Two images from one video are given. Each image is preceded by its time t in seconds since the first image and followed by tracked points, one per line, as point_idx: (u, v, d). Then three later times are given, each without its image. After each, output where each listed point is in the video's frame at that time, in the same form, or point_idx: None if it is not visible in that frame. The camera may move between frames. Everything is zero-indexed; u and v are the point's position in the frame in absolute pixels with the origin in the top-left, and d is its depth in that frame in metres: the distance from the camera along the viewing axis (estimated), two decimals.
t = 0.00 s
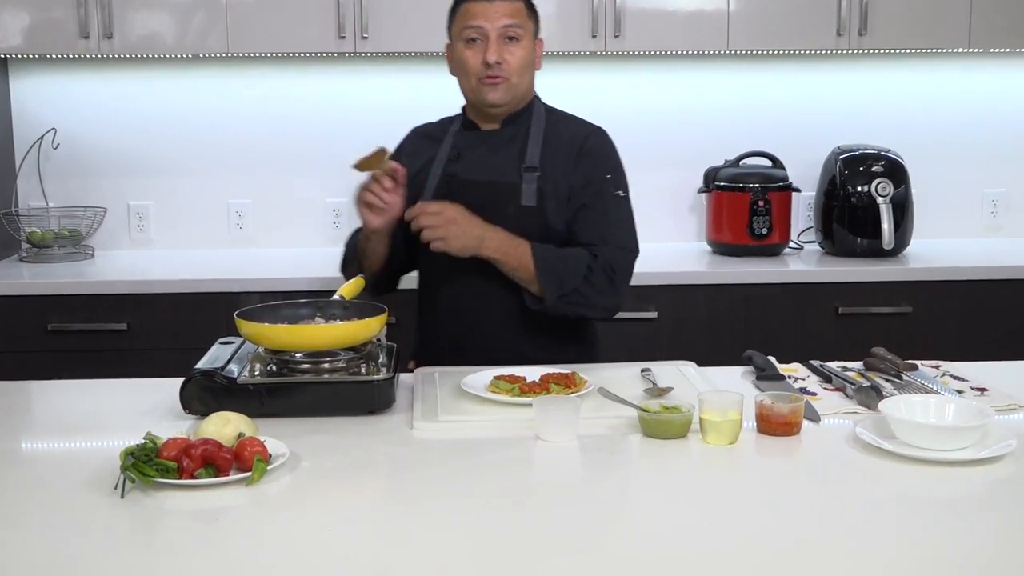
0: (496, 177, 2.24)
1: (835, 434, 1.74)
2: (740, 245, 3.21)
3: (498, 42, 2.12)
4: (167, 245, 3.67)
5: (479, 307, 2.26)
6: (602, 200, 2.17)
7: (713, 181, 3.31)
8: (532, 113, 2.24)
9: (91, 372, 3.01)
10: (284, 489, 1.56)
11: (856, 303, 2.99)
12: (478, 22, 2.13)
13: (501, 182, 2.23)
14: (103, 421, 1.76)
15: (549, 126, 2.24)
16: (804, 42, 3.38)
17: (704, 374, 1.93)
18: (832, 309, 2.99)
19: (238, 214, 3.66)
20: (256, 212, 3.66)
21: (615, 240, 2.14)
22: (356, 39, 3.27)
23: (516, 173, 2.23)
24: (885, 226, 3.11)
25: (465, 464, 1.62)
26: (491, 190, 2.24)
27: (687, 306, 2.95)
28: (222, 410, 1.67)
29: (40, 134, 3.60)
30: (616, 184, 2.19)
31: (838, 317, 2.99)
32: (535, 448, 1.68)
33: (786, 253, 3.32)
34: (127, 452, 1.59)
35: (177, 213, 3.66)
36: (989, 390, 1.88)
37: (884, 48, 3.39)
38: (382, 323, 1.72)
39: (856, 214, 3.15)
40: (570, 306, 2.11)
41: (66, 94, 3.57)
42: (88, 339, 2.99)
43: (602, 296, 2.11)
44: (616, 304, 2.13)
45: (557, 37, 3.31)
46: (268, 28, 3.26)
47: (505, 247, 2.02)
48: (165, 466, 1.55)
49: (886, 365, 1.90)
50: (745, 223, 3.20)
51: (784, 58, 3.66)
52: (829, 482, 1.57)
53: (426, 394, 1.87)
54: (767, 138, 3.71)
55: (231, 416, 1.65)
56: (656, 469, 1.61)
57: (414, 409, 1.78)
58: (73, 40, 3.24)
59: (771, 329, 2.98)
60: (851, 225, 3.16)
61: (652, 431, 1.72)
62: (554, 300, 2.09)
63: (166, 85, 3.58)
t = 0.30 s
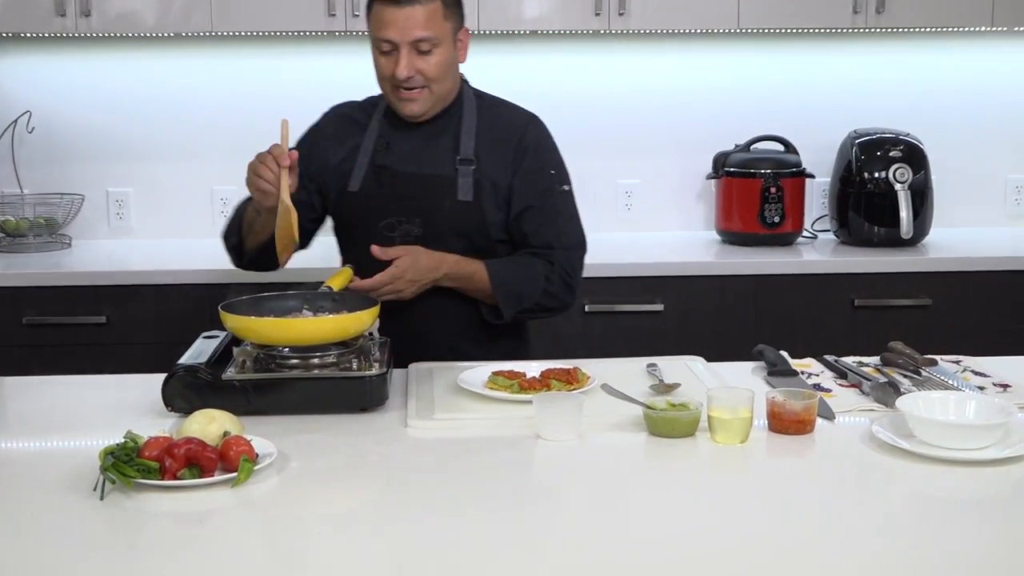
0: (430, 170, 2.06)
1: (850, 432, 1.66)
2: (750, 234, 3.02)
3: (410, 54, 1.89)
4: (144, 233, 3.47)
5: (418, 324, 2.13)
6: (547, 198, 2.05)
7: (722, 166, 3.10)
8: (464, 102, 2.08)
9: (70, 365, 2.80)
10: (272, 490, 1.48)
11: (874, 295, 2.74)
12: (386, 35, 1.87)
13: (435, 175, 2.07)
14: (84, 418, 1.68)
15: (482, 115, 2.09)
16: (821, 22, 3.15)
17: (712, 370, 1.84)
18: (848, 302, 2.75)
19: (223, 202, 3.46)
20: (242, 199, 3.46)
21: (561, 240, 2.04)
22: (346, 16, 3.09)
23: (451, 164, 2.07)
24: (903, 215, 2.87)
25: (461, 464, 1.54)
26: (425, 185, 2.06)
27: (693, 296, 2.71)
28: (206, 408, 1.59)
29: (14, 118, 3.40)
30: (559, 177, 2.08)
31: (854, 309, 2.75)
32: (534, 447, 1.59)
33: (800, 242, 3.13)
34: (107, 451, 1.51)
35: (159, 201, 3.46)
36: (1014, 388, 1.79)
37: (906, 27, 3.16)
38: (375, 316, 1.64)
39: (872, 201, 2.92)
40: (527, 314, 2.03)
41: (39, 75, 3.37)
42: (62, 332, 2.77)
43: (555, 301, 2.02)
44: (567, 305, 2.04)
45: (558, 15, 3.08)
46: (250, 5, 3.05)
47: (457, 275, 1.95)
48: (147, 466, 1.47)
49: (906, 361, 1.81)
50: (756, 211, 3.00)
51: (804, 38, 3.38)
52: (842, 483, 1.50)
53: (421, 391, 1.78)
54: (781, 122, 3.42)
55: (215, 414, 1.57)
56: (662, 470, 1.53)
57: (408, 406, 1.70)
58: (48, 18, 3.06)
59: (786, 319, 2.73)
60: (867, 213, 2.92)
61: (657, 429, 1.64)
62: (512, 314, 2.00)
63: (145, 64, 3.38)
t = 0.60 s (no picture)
0: (398, 154, 1.92)
1: (866, 431, 1.58)
2: (760, 225, 2.83)
3: (375, 35, 1.76)
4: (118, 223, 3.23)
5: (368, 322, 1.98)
6: (512, 179, 1.95)
7: (731, 153, 2.90)
8: (425, 81, 1.93)
9: (48, 361, 2.62)
10: (258, 493, 1.40)
11: (891, 288, 2.59)
12: (351, 13, 1.73)
13: (403, 159, 1.93)
14: (64, 418, 1.61)
15: (444, 93, 1.96)
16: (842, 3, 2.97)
17: (720, 366, 1.76)
18: (864, 295, 2.60)
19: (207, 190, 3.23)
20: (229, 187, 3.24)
21: (528, 221, 1.94)
22: None
23: (419, 147, 1.93)
24: (923, 203, 2.72)
25: (458, 467, 1.47)
26: (394, 170, 1.92)
27: (700, 289, 2.55)
28: (189, 406, 1.51)
29: None
30: (522, 156, 1.98)
31: (870, 302, 2.60)
32: (536, 449, 1.52)
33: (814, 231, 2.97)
34: (86, 452, 1.44)
35: (138, 189, 3.21)
36: None
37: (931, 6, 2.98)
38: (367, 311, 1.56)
39: (889, 189, 2.76)
40: (489, 301, 1.94)
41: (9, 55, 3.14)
42: (40, 327, 2.60)
43: (521, 286, 1.94)
44: (527, 289, 1.96)
45: None
46: None
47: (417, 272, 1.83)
48: (128, 468, 1.40)
49: (924, 357, 1.73)
50: (766, 199, 2.81)
51: (825, 18, 3.17)
52: (860, 485, 1.42)
53: (416, 388, 1.70)
54: (796, 108, 3.23)
55: (198, 413, 1.49)
56: (670, 472, 1.46)
57: (402, 405, 1.62)
58: None
59: (795, 316, 2.59)
60: (884, 202, 2.76)
61: (663, 429, 1.56)
62: (476, 302, 1.90)
63: (125, 43, 3.15)
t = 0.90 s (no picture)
0: (383, 134, 1.85)
1: (883, 430, 1.50)
2: (772, 212, 2.72)
3: (359, 3, 1.71)
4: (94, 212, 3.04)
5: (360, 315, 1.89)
6: (503, 158, 1.88)
7: (742, 138, 2.79)
8: (407, 58, 1.86)
9: (23, 357, 2.50)
10: (245, 496, 1.33)
11: (911, 280, 2.49)
12: None
13: (389, 139, 1.85)
14: (41, 416, 1.53)
15: (427, 71, 1.88)
16: None
17: (731, 362, 1.68)
18: (882, 287, 2.50)
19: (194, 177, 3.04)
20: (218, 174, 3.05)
21: (521, 200, 1.87)
22: None
23: (405, 126, 1.85)
24: (943, 191, 2.61)
25: (454, 468, 1.39)
26: (380, 151, 1.84)
27: (708, 283, 2.46)
28: (172, 405, 1.43)
29: None
30: (512, 134, 1.91)
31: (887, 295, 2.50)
32: (536, 449, 1.44)
33: (829, 221, 2.83)
34: (63, 452, 1.36)
35: (119, 175, 3.03)
36: None
37: None
38: (358, 304, 1.48)
39: (908, 175, 2.65)
40: (485, 289, 1.87)
41: None
42: (12, 320, 2.48)
43: (516, 269, 1.87)
44: (523, 272, 1.89)
45: None
46: None
47: (411, 258, 1.76)
48: (107, 469, 1.33)
49: (943, 352, 1.65)
50: (778, 185, 2.70)
51: None
52: (878, 487, 1.34)
53: (410, 384, 1.63)
54: (815, 92, 3.05)
55: (181, 411, 1.42)
56: (677, 474, 1.38)
57: (395, 402, 1.55)
58: None
59: (808, 311, 2.49)
60: (903, 189, 2.66)
61: (669, 428, 1.49)
62: (473, 288, 1.84)
63: (114, 28, 2.96)
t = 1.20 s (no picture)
0: (382, 121, 1.77)
1: (901, 428, 1.43)
2: (785, 200, 2.64)
3: None
4: (82, 199, 2.97)
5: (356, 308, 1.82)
6: (509, 149, 1.81)
7: (754, 121, 2.68)
8: (410, 41, 1.79)
9: (6, 350, 2.44)
10: (229, 498, 1.26)
11: (930, 271, 2.41)
12: None
13: (388, 127, 1.77)
14: (18, 413, 1.46)
15: (431, 55, 1.81)
16: None
17: (743, 358, 1.61)
18: (900, 279, 2.41)
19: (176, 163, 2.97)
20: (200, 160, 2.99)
21: (528, 194, 1.80)
22: None
23: (406, 114, 1.78)
24: (964, 177, 2.53)
25: (450, 469, 1.32)
26: (378, 139, 1.77)
27: (717, 275, 2.38)
28: (155, 402, 1.37)
29: None
30: (520, 124, 1.83)
31: (906, 286, 2.42)
32: (536, 449, 1.37)
33: (845, 208, 2.74)
34: (40, 451, 1.30)
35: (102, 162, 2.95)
36: None
37: None
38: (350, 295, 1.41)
39: (928, 160, 2.57)
40: (489, 286, 1.80)
41: None
42: None
43: (523, 265, 1.80)
44: (532, 269, 1.82)
45: None
46: None
47: (411, 251, 1.68)
48: (86, 470, 1.26)
49: (965, 347, 1.58)
50: (791, 171, 2.62)
51: None
52: (897, 489, 1.27)
53: (406, 381, 1.56)
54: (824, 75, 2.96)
55: (165, 409, 1.35)
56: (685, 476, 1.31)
57: (389, 399, 1.48)
58: None
59: (820, 303, 2.41)
60: (922, 175, 2.58)
61: (677, 426, 1.42)
62: (478, 285, 1.76)
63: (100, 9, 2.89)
